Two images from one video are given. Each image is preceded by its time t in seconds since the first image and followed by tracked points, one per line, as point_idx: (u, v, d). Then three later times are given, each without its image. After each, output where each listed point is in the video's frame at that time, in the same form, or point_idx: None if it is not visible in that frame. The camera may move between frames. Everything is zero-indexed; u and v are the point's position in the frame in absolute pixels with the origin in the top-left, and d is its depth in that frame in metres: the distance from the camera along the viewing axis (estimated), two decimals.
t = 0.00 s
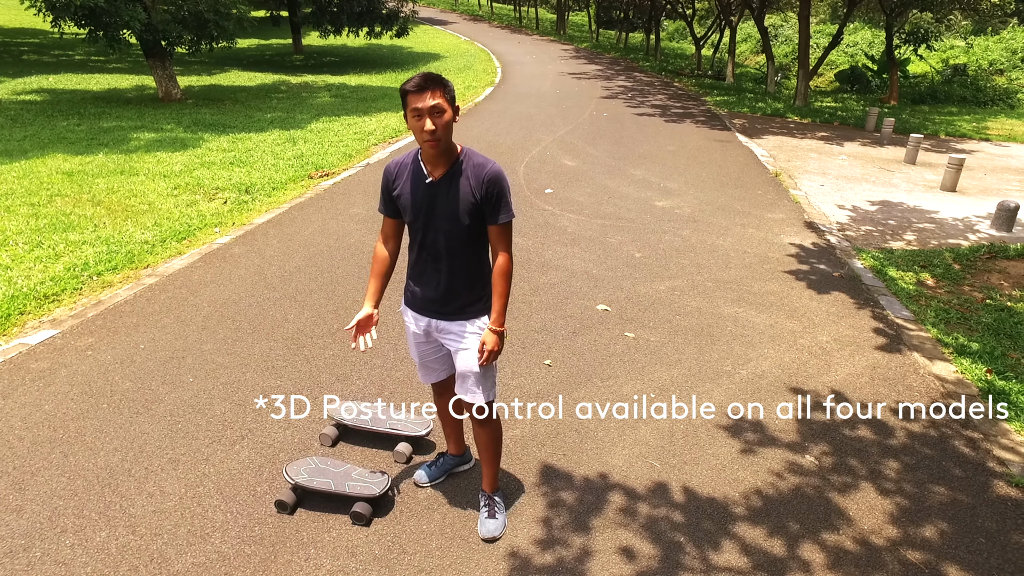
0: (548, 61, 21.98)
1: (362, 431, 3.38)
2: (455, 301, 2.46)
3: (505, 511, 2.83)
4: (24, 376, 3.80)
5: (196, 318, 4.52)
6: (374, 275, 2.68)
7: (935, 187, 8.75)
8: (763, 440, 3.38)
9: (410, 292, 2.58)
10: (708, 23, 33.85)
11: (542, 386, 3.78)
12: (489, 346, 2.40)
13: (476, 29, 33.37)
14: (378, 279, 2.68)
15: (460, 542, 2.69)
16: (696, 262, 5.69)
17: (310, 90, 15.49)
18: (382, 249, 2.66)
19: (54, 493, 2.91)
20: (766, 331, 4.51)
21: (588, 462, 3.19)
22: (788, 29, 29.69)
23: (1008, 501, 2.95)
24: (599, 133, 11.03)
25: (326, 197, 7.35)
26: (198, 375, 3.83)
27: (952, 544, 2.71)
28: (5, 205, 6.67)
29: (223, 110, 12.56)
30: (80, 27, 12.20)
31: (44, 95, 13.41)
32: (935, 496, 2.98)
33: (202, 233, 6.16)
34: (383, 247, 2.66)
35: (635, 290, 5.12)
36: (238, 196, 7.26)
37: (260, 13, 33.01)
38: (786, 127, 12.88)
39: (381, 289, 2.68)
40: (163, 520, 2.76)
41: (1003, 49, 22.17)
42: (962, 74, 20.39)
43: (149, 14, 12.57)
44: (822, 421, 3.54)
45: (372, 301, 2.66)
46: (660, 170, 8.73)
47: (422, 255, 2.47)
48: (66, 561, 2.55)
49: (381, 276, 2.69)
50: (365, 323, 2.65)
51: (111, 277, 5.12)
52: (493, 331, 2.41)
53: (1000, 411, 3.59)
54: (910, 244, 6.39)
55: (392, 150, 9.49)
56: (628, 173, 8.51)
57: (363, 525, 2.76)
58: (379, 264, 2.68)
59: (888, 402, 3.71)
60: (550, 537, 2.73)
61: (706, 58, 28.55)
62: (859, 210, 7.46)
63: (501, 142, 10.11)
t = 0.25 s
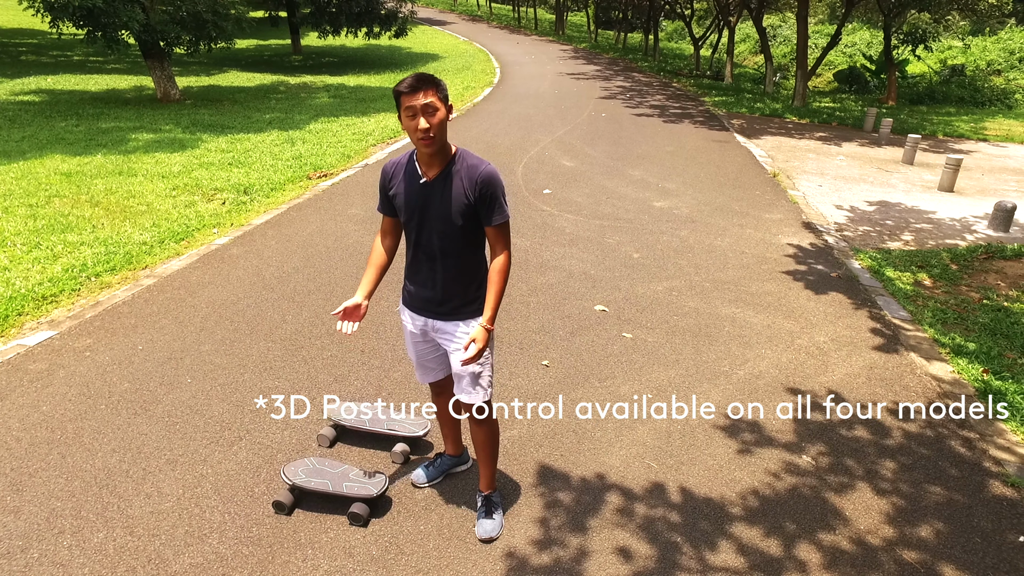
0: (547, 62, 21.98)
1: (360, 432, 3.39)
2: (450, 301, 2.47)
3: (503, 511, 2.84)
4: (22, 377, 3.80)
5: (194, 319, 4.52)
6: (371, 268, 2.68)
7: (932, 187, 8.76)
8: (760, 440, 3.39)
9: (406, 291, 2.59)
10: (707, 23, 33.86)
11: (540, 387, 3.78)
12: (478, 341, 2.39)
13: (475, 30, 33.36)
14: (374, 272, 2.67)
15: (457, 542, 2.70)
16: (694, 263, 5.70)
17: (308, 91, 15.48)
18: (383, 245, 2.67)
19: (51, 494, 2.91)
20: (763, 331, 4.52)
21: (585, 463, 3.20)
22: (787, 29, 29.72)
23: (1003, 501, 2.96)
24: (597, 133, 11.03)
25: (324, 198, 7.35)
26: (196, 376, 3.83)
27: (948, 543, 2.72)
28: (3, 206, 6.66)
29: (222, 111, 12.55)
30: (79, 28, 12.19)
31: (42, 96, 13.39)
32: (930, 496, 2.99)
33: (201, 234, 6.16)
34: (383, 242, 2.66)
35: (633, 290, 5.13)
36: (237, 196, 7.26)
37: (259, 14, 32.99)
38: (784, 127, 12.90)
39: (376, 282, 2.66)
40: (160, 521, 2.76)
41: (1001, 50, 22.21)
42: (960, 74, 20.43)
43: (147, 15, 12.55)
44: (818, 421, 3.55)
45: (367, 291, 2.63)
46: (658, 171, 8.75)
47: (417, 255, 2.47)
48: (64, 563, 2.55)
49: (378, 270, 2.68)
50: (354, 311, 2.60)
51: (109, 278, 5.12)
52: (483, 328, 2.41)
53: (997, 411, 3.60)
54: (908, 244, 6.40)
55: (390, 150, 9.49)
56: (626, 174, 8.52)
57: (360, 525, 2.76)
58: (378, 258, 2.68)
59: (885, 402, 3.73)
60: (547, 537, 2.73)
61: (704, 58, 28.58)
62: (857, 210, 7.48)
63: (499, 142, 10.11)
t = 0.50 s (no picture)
0: (546, 62, 22.00)
1: (359, 432, 3.39)
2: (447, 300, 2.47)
3: (501, 512, 2.84)
4: (21, 378, 3.80)
5: (193, 320, 4.52)
6: (365, 268, 2.67)
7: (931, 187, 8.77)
8: (759, 441, 3.39)
9: (405, 292, 2.59)
10: (706, 24, 33.89)
11: (539, 387, 3.78)
12: (456, 335, 2.35)
13: (474, 30, 33.35)
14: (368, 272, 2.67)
15: (456, 542, 2.70)
16: (693, 263, 5.70)
17: (307, 91, 15.47)
18: (378, 245, 2.66)
19: (49, 496, 2.91)
20: (762, 332, 4.53)
21: (584, 463, 3.20)
22: (786, 30, 29.76)
23: (1002, 501, 2.96)
24: (596, 134, 11.04)
25: (323, 199, 7.35)
26: (194, 377, 3.83)
27: (946, 543, 2.73)
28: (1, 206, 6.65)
29: (221, 111, 12.54)
30: (77, 28, 12.17)
31: (40, 96, 13.37)
32: (929, 496, 3.00)
33: (199, 234, 6.15)
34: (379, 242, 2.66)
35: (632, 290, 5.13)
36: (235, 197, 7.26)
37: (258, 14, 32.94)
38: (783, 127, 12.91)
39: (370, 282, 2.66)
40: (159, 522, 2.76)
41: (999, 50, 22.25)
42: (958, 75, 20.46)
43: (146, 15, 12.54)
44: (817, 422, 3.55)
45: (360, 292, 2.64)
46: (657, 171, 8.75)
47: (415, 255, 2.47)
48: (62, 564, 2.55)
49: (373, 270, 2.68)
50: (347, 312, 2.61)
51: (108, 279, 5.12)
52: (472, 323, 2.37)
53: (995, 411, 3.60)
54: (906, 245, 6.41)
55: (389, 151, 9.49)
56: (625, 174, 8.52)
57: (359, 526, 2.77)
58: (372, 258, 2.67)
59: (884, 402, 3.73)
60: (546, 538, 2.73)
61: (703, 58, 28.61)
62: (855, 210, 7.48)
63: (498, 142, 10.11)
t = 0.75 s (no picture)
0: (545, 62, 21.99)
1: (359, 432, 3.38)
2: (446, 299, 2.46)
3: (502, 512, 2.84)
4: (19, 378, 3.79)
5: (192, 320, 4.51)
6: (365, 264, 2.66)
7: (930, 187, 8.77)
8: (759, 440, 3.39)
9: (404, 291, 2.58)
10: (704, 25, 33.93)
11: (539, 387, 3.78)
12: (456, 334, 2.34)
13: (473, 30, 33.33)
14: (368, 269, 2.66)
15: (456, 542, 2.70)
16: (692, 263, 5.70)
17: (306, 91, 15.47)
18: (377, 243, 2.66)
19: (48, 496, 2.90)
20: (761, 331, 4.52)
21: (584, 463, 3.20)
22: (784, 30, 29.78)
23: (1002, 500, 2.96)
24: (595, 133, 11.04)
25: (322, 199, 7.34)
26: (193, 377, 3.82)
27: (947, 542, 2.72)
28: None
29: (219, 111, 12.52)
30: (75, 28, 12.15)
31: (39, 96, 13.34)
32: (929, 495, 2.99)
33: (198, 234, 6.14)
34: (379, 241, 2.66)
35: (631, 290, 5.13)
36: (234, 197, 7.25)
37: (257, 14, 32.88)
38: (782, 127, 12.91)
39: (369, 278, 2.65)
40: (158, 523, 2.75)
41: (997, 50, 22.27)
42: (957, 75, 20.48)
43: (145, 15, 12.52)
44: (817, 421, 3.55)
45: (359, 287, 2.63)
46: (656, 171, 8.75)
47: (413, 254, 2.46)
48: (61, 564, 2.54)
49: (372, 267, 2.67)
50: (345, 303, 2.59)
51: (107, 279, 5.11)
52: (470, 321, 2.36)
53: (995, 411, 3.59)
54: (905, 244, 6.41)
55: (388, 151, 9.48)
56: (624, 174, 8.52)
57: (359, 526, 2.76)
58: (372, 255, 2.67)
59: (883, 402, 3.72)
60: (546, 537, 2.73)
61: (702, 58, 28.62)
62: (855, 210, 7.48)
63: (497, 142, 10.11)
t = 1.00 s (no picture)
0: (545, 62, 21.99)
1: (360, 432, 3.38)
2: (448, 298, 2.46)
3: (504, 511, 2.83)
4: (20, 378, 3.78)
5: (192, 320, 4.51)
6: (366, 269, 2.67)
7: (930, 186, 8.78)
8: (760, 439, 3.39)
9: (404, 291, 2.57)
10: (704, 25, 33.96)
11: (540, 386, 3.78)
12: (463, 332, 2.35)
13: (472, 30, 33.31)
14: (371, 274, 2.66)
15: (458, 542, 2.70)
16: (693, 262, 5.70)
17: (306, 91, 15.46)
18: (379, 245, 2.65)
19: (49, 496, 2.89)
20: (762, 330, 4.52)
21: (585, 462, 3.20)
22: (784, 30, 29.79)
23: (1004, 499, 2.96)
24: (595, 133, 11.04)
25: (322, 198, 7.34)
26: (194, 376, 3.82)
27: (949, 541, 2.73)
28: None
29: (219, 111, 12.52)
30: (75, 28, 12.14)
31: (38, 96, 13.33)
32: (931, 494, 3.00)
33: (198, 234, 6.14)
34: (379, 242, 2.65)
35: (632, 290, 5.13)
36: (234, 197, 7.24)
37: (256, 14, 32.84)
38: (782, 127, 12.92)
39: (372, 283, 2.65)
40: (160, 522, 2.75)
41: (996, 50, 22.29)
42: (956, 75, 20.50)
43: (144, 15, 12.51)
44: (818, 420, 3.55)
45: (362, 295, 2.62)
46: (656, 171, 8.75)
47: (415, 253, 2.46)
48: (63, 564, 2.54)
49: (375, 271, 2.67)
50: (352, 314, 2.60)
51: (107, 279, 5.11)
52: (475, 320, 2.37)
53: (996, 411, 3.60)
54: (906, 244, 6.42)
55: (388, 151, 9.48)
56: (624, 173, 8.52)
57: (361, 525, 2.76)
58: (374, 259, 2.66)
59: (883, 402, 3.72)
60: (548, 536, 2.73)
61: (701, 58, 28.62)
62: (855, 209, 7.49)
63: (497, 142, 10.11)
